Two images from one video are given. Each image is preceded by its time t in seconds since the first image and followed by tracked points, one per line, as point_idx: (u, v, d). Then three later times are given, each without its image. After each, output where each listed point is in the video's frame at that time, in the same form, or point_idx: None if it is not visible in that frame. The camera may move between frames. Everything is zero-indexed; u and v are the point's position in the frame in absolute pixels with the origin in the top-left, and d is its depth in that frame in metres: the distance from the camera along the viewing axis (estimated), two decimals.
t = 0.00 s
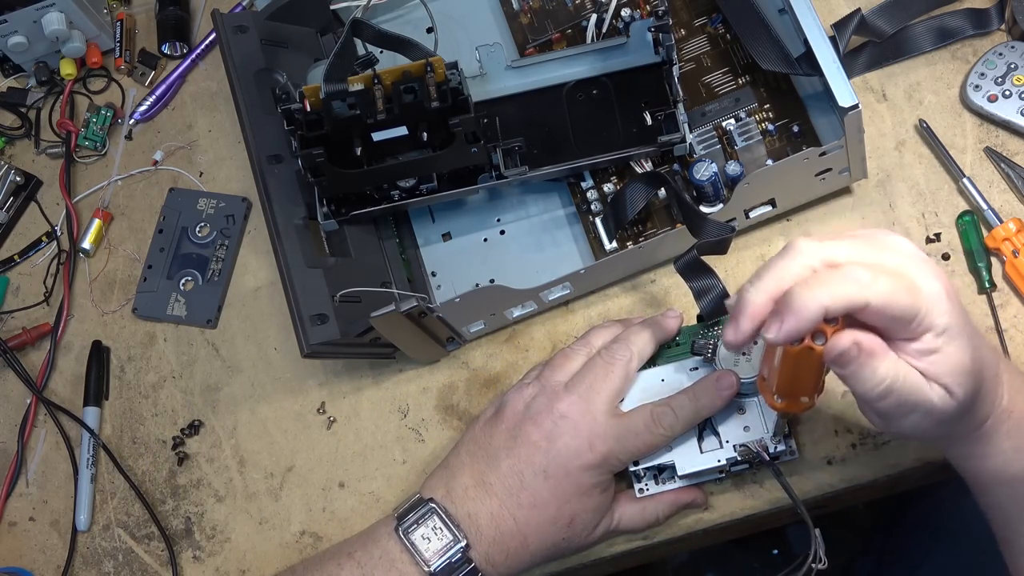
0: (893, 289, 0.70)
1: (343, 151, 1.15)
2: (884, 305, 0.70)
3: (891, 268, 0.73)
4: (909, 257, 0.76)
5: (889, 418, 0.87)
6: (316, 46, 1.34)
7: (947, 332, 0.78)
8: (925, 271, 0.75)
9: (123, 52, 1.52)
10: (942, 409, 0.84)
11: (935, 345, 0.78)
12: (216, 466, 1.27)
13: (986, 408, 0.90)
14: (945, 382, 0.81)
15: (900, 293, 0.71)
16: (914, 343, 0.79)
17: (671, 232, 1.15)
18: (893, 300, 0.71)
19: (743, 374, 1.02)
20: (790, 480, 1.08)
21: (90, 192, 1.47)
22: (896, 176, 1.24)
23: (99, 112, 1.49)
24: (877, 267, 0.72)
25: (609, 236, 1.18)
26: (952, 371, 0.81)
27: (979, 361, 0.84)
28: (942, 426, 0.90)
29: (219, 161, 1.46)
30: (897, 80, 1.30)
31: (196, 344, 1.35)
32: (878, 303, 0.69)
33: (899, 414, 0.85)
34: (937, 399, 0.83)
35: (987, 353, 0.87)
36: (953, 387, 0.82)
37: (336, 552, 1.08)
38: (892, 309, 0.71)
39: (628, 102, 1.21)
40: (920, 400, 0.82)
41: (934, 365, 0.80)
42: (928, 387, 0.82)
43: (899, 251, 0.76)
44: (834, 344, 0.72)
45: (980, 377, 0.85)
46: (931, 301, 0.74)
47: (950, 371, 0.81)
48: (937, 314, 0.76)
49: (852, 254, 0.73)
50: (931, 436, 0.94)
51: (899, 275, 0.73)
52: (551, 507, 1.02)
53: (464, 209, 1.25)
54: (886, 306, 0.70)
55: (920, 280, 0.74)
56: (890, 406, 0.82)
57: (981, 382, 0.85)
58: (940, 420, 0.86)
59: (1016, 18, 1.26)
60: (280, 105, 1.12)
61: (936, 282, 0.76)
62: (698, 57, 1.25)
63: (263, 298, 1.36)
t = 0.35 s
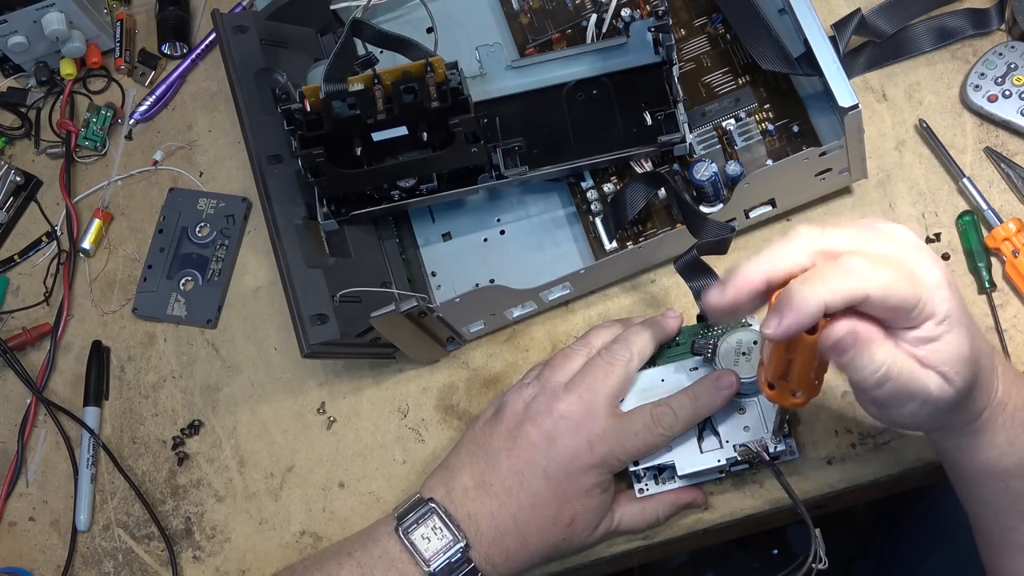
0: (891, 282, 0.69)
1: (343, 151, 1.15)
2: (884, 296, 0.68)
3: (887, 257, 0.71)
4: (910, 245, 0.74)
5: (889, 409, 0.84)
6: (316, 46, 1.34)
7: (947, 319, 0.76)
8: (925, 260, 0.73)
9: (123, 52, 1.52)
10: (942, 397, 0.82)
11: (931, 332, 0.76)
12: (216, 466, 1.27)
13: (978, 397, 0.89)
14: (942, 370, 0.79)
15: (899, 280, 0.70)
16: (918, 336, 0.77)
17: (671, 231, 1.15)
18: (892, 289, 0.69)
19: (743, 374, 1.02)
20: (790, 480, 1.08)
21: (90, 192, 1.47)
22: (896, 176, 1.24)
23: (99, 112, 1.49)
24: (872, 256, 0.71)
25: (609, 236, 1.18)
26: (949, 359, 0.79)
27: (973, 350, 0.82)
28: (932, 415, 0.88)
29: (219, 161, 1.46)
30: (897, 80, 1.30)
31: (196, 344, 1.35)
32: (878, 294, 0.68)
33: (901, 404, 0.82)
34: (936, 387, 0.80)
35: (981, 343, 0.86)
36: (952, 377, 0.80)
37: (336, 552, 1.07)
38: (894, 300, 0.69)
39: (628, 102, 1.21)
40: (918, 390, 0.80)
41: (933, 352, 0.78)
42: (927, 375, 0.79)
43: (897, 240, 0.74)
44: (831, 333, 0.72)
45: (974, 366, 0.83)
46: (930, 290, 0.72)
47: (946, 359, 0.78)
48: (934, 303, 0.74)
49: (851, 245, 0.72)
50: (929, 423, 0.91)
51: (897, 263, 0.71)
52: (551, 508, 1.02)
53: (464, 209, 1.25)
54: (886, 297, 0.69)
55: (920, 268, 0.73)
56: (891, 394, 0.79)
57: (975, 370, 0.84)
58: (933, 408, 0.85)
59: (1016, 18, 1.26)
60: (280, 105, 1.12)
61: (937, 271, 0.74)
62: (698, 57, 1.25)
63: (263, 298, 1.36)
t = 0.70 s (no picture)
0: (893, 266, 0.68)
1: (343, 151, 1.16)
2: (881, 283, 0.68)
3: (895, 245, 0.70)
4: (921, 234, 0.72)
5: (867, 409, 0.84)
6: (317, 46, 1.34)
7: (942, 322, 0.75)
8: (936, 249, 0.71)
9: (123, 52, 1.52)
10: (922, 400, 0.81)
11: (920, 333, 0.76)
12: (216, 466, 1.27)
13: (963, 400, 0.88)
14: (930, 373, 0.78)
15: (900, 269, 0.69)
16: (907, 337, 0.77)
17: (671, 232, 1.15)
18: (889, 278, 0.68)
19: (743, 374, 1.02)
20: (790, 480, 1.08)
21: (90, 192, 1.47)
22: (896, 176, 1.24)
23: (99, 112, 1.49)
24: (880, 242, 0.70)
25: (609, 236, 1.18)
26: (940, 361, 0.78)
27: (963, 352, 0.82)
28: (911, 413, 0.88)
29: (219, 161, 1.46)
30: (897, 80, 1.30)
31: (196, 344, 1.35)
32: (874, 280, 0.68)
33: (882, 405, 0.82)
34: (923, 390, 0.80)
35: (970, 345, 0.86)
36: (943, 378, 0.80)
37: (336, 552, 1.07)
38: (891, 289, 0.69)
39: (628, 102, 1.21)
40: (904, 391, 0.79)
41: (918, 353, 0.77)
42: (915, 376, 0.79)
43: (912, 226, 0.72)
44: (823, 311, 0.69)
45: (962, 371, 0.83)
46: (933, 283, 0.71)
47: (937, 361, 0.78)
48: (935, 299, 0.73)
49: (877, 211, 0.72)
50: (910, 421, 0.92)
51: (905, 252, 0.70)
52: (551, 508, 1.02)
53: (464, 209, 1.26)
54: (880, 284, 0.68)
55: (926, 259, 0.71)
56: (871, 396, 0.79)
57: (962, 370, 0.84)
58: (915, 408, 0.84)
59: (1016, 18, 1.26)
60: (280, 105, 1.13)
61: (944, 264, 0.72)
62: (698, 57, 1.25)
63: (263, 298, 1.36)
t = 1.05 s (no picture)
0: (886, 284, 0.69)
1: (343, 151, 1.16)
2: (872, 301, 0.68)
3: (883, 262, 0.71)
4: (906, 247, 0.73)
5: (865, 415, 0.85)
6: (317, 46, 1.34)
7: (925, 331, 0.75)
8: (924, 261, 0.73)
9: (123, 52, 1.52)
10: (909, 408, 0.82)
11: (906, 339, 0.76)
12: (216, 466, 1.27)
13: (953, 409, 0.88)
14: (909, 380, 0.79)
15: (890, 288, 0.69)
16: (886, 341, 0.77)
17: (671, 231, 1.15)
18: (882, 296, 0.69)
19: (742, 373, 1.02)
20: (790, 480, 1.08)
21: (90, 192, 1.47)
22: (895, 176, 1.24)
23: (99, 112, 1.49)
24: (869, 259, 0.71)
25: (609, 236, 1.18)
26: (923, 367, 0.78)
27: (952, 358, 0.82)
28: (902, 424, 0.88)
29: (219, 161, 1.46)
30: (897, 80, 1.30)
31: (196, 344, 1.35)
32: (867, 299, 0.68)
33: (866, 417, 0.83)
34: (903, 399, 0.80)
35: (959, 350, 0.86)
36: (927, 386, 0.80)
37: (336, 553, 1.07)
38: (885, 306, 0.69)
39: (628, 102, 1.21)
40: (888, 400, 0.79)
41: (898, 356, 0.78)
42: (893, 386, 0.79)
43: (897, 241, 0.73)
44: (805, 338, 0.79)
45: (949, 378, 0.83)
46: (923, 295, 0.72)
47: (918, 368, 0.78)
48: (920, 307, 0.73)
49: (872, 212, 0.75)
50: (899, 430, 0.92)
51: (893, 269, 0.71)
52: (551, 507, 1.02)
53: (464, 209, 1.26)
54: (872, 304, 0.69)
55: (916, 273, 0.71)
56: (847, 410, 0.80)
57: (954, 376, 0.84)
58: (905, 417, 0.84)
59: (1016, 18, 1.26)
60: (280, 105, 1.13)
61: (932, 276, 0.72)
62: (698, 57, 1.25)
63: (263, 298, 1.36)
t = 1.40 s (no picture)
0: (907, 288, 0.67)
1: (343, 151, 1.16)
2: (891, 304, 0.66)
3: (907, 266, 0.69)
4: (936, 254, 0.70)
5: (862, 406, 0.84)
6: (317, 46, 1.34)
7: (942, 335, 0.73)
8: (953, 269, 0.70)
9: (123, 52, 1.52)
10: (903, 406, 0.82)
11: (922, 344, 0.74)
12: (216, 466, 1.27)
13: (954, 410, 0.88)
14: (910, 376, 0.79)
15: (912, 292, 0.67)
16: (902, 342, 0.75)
17: (671, 231, 1.15)
18: (902, 299, 0.67)
19: (741, 374, 1.01)
20: (790, 480, 1.08)
21: (90, 192, 1.47)
22: (896, 176, 1.24)
23: (99, 112, 1.49)
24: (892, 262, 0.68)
25: (609, 236, 1.18)
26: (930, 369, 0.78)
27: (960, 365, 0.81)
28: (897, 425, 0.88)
29: (219, 161, 1.46)
30: (897, 80, 1.30)
31: (196, 344, 1.35)
32: (886, 300, 0.66)
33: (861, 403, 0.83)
34: (902, 397, 0.80)
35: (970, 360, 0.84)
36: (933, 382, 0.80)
37: (336, 553, 1.07)
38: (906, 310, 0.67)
39: (628, 102, 1.21)
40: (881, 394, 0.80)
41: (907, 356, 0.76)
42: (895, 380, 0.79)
43: (928, 246, 0.71)
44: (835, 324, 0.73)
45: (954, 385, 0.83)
46: (947, 302, 0.69)
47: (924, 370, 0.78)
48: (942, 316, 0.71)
49: (906, 215, 0.71)
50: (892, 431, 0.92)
51: (918, 273, 0.68)
52: (551, 508, 1.02)
53: (463, 209, 1.25)
54: (892, 306, 0.67)
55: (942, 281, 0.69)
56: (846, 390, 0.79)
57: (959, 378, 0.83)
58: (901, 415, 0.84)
59: (1016, 18, 1.26)
60: (280, 105, 1.13)
61: (957, 285, 0.70)
62: (698, 57, 1.25)
63: (263, 298, 1.36)
